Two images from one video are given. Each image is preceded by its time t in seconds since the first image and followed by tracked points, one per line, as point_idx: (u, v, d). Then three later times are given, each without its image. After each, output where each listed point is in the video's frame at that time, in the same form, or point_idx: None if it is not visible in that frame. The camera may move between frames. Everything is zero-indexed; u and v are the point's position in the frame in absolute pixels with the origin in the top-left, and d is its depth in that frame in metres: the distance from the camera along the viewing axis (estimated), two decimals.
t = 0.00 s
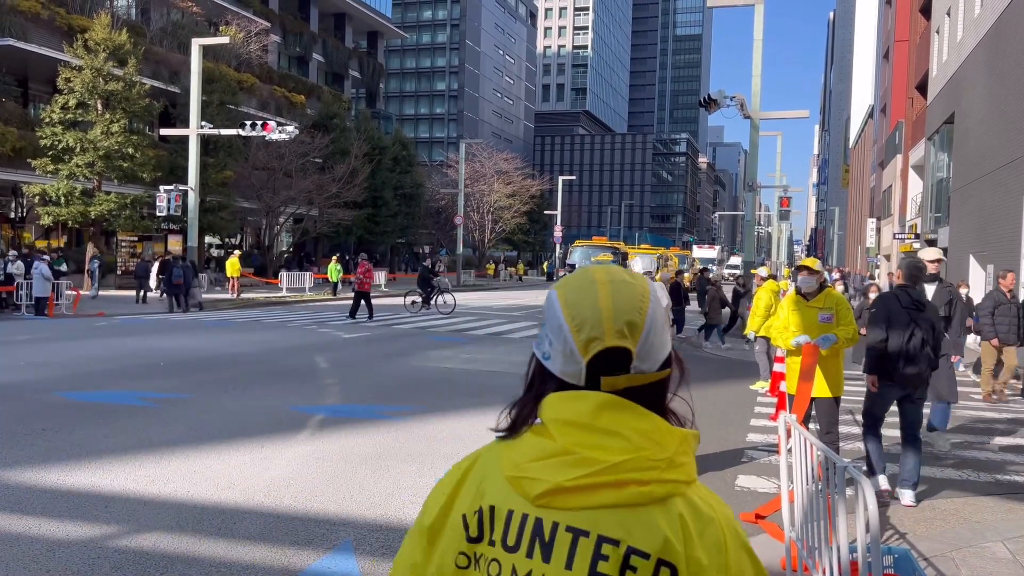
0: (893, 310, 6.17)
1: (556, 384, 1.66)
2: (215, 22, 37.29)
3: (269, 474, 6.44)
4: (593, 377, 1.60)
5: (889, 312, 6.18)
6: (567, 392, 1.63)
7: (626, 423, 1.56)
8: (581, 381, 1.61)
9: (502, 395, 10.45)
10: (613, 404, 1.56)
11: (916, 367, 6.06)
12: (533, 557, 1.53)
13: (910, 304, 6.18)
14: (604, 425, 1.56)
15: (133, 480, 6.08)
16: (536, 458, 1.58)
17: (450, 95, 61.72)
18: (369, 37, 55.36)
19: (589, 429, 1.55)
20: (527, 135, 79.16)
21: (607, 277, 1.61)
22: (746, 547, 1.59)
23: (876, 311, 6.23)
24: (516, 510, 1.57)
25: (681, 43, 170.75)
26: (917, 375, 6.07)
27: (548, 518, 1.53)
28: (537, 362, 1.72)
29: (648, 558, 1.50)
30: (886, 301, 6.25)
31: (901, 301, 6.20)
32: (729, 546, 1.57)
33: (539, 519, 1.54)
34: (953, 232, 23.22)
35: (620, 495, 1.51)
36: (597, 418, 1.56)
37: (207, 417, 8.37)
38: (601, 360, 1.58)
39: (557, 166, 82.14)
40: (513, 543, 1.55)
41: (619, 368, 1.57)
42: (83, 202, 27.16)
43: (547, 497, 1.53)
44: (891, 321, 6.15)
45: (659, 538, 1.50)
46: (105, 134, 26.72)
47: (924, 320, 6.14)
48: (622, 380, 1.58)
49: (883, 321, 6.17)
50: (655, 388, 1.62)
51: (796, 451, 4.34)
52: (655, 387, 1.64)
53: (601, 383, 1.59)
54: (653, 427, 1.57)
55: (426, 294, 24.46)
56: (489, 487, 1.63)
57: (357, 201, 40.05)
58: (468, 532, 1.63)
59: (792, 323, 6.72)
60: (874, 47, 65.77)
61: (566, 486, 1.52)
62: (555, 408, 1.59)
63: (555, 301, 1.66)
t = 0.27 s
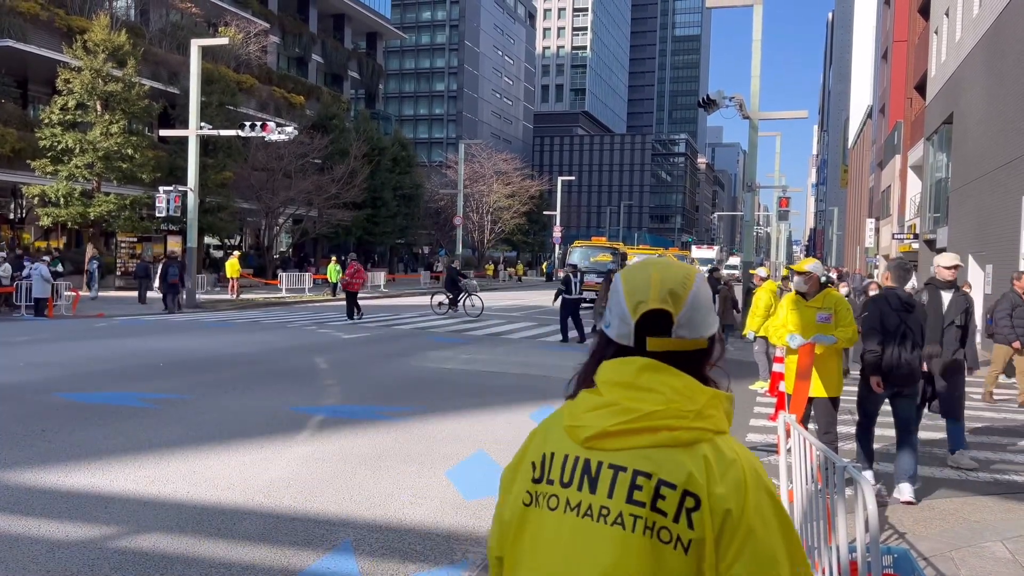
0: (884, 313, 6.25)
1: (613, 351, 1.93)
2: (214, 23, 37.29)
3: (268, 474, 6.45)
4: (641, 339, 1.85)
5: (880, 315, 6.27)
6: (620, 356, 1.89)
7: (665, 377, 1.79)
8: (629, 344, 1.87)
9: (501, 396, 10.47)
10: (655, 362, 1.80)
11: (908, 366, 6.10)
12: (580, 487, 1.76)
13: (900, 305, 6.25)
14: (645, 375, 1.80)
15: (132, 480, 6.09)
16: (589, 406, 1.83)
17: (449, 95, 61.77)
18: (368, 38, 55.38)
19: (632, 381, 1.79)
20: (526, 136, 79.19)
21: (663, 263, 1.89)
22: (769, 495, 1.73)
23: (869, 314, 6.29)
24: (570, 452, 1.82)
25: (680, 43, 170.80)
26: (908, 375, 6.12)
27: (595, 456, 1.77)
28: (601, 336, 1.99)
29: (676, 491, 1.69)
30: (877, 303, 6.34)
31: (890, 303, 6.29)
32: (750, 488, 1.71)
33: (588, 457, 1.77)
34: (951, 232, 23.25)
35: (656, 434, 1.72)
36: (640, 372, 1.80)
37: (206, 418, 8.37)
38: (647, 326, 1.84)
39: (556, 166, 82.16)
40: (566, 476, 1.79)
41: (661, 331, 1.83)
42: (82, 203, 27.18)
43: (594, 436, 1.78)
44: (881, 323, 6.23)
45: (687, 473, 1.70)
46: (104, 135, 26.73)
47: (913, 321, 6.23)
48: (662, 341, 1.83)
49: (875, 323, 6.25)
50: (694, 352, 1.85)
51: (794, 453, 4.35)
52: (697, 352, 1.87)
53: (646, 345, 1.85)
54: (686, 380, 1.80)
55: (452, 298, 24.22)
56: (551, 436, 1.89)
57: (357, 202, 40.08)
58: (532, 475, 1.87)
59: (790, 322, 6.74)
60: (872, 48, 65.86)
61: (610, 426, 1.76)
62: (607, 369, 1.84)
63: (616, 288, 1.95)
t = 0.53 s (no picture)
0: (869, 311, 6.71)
1: (673, 356, 1.95)
2: (213, 24, 37.31)
3: (268, 475, 6.45)
4: (702, 344, 1.89)
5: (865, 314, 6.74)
6: (683, 361, 1.91)
7: (731, 384, 1.83)
8: (691, 350, 1.90)
9: (500, 396, 10.48)
10: (721, 369, 1.84)
11: (893, 362, 6.55)
12: (654, 485, 1.81)
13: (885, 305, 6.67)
14: (716, 380, 1.83)
15: (132, 481, 6.10)
16: (658, 407, 1.87)
17: (448, 96, 61.83)
18: (367, 39, 55.42)
19: (699, 386, 1.82)
20: (525, 136, 79.23)
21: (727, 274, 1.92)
22: (827, 490, 1.82)
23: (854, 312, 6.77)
24: (642, 449, 1.86)
25: (679, 43, 170.93)
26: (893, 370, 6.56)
27: (669, 455, 1.82)
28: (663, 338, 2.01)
29: (746, 488, 1.76)
30: (863, 302, 6.79)
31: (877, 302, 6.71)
32: (809, 480, 1.80)
33: (660, 456, 1.82)
34: (949, 232, 23.29)
35: (725, 437, 1.79)
36: (705, 378, 1.83)
37: (206, 418, 8.38)
38: (710, 336, 1.87)
39: (555, 167, 82.21)
40: (640, 474, 1.84)
41: (724, 340, 1.86)
42: (82, 204, 27.20)
43: (668, 437, 1.82)
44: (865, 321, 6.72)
45: (757, 471, 1.77)
46: (103, 136, 26.76)
47: (898, 319, 6.64)
48: (724, 350, 1.86)
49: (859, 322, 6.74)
50: (752, 363, 1.87)
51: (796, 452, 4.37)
52: (755, 363, 1.89)
53: (708, 351, 1.88)
54: (750, 386, 1.83)
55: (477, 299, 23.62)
56: (622, 431, 1.93)
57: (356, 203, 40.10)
58: (603, 470, 1.92)
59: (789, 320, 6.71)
60: (871, 48, 65.91)
61: (682, 428, 1.81)
62: (675, 375, 1.87)
63: (683, 295, 1.98)
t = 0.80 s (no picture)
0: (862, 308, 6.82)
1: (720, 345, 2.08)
2: (211, 25, 37.31)
3: (267, 476, 6.46)
4: (748, 336, 2.02)
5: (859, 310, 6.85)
6: (730, 349, 2.05)
7: (783, 371, 1.97)
8: (740, 339, 2.04)
9: (500, 396, 10.49)
10: (773, 356, 1.97)
11: (886, 358, 6.61)
12: (715, 459, 1.92)
13: (880, 301, 6.75)
14: (774, 366, 1.96)
15: (132, 482, 6.10)
16: (715, 389, 1.98)
17: (447, 96, 61.86)
18: (366, 39, 55.43)
19: (755, 372, 1.95)
20: (524, 137, 79.21)
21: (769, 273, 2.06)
22: (858, 462, 2.03)
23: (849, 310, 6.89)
24: (704, 428, 1.96)
25: (678, 43, 170.97)
26: (888, 365, 6.62)
27: (731, 432, 1.93)
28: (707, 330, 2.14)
29: (801, 463, 1.90)
30: (857, 299, 6.91)
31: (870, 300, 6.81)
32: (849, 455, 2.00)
33: (721, 433, 1.94)
34: (948, 232, 23.30)
35: (781, 416, 1.93)
36: (760, 364, 1.96)
37: (206, 419, 8.40)
38: (758, 327, 2.01)
39: (554, 167, 82.23)
40: (701, 449, 1.94)
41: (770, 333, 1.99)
42: (81, 205, 27.20)
43: (728, 415, 1.94)
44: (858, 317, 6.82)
45: (809, 447, 1.92)
46: (102, 137, 26.76)
47: (891, 314, 6.70)
48: (770, 342, 1.99)
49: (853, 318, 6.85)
50: (794, 354, 2.01)
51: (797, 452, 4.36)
52: (796, 355, 2.03)
53: (753, 342, 2.01)
54: (798, 374, 1.98)
55: (499, 301, 22.84)
56: (677, 408, 2.03)
57: (355, 204, 40.11)
58: (662, 446, 2.00)
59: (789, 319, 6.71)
60: (869, 49, 65.92)
61: (741, 408, 1.93)
62: (730, 359, 1.99)
63: (728, 290, 2.11)
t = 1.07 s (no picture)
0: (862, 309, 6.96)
1: (707, 352, 2.24)
2: (210, 25, 37.31)
3: (266, 477, 6.45)
4: (732, 339, 2.20)
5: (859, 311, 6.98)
6: (716, 354, 2.22)
7: (765, 370, 2.14)
8: (723, 344, 2.22)
9: (499, 396, 10.50)
10: (756, 356, 2.15)
11: (882, 357, 6.70)
12: (711, 446, 2.06)
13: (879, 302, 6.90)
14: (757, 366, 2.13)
15: (130, 483, 6.10)
16: (706, 386, 2.13)
17: (445, 97, 61.87)
18: (364, 39, 55.43)
19: (743, 371, 2.12)
20: (523, 137, 79.21)
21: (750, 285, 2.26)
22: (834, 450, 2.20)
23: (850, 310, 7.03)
24: (698, 421, 2.09)
25: (676, 44, 171.09)
26: (883, 364, 6.71)
27: (724, 423, 2.07)
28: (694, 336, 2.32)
29: (782, 449, 2.06)
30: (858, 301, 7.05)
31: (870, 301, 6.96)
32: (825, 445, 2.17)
33: (713, 424, 2.08)
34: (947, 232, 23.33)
35: (767, 408, 2.09)
36: (746, 364, 2.13)
37: (205, 419, 8.40)
38: (740, 331, 2.19)
39: (553, 167, 82.25)
40: (696, 439, 2.07)
41: (752, 335, 2.17)
42: (79, 205, 27.18)
43: (720, 407, 2.08)
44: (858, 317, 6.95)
45: (790, 435, 2.08)
46: (101, 137, 26.75)
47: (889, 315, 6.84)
48: (752, 345, 2.18)
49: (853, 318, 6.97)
50: (774, 355, 2.20)
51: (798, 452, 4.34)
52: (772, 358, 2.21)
53: (737, 345, 2.19)
54: (780, 373, 2.16)
55: (520, 304, 22.36)
56: (672, 404, 2.16)
57: (354, 204, 40.13)
58: (660, 438, 2.12)
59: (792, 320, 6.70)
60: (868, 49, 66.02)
61: (731, 402, 2.08)
62: (717, 360, 2.16)
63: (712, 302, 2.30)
